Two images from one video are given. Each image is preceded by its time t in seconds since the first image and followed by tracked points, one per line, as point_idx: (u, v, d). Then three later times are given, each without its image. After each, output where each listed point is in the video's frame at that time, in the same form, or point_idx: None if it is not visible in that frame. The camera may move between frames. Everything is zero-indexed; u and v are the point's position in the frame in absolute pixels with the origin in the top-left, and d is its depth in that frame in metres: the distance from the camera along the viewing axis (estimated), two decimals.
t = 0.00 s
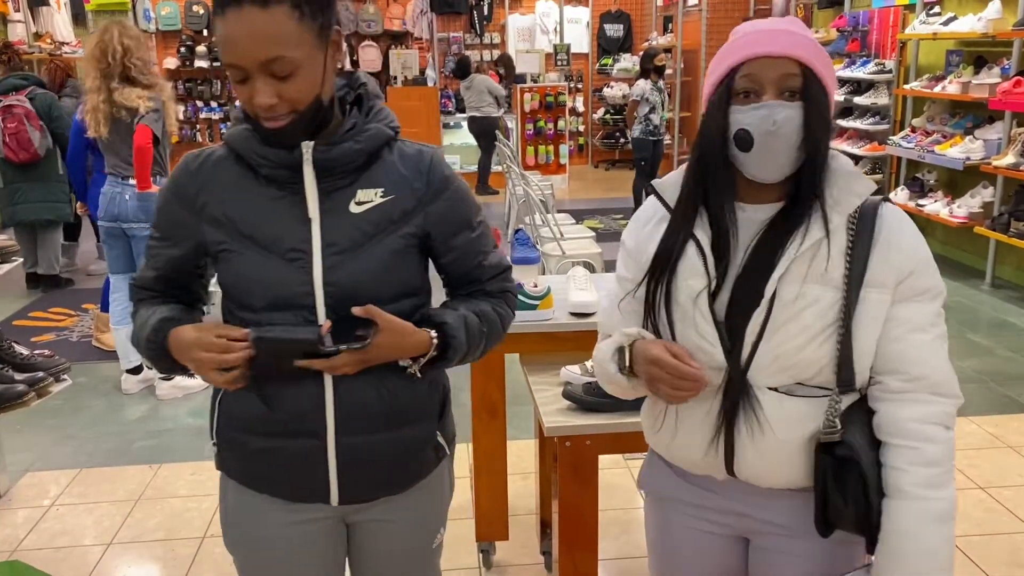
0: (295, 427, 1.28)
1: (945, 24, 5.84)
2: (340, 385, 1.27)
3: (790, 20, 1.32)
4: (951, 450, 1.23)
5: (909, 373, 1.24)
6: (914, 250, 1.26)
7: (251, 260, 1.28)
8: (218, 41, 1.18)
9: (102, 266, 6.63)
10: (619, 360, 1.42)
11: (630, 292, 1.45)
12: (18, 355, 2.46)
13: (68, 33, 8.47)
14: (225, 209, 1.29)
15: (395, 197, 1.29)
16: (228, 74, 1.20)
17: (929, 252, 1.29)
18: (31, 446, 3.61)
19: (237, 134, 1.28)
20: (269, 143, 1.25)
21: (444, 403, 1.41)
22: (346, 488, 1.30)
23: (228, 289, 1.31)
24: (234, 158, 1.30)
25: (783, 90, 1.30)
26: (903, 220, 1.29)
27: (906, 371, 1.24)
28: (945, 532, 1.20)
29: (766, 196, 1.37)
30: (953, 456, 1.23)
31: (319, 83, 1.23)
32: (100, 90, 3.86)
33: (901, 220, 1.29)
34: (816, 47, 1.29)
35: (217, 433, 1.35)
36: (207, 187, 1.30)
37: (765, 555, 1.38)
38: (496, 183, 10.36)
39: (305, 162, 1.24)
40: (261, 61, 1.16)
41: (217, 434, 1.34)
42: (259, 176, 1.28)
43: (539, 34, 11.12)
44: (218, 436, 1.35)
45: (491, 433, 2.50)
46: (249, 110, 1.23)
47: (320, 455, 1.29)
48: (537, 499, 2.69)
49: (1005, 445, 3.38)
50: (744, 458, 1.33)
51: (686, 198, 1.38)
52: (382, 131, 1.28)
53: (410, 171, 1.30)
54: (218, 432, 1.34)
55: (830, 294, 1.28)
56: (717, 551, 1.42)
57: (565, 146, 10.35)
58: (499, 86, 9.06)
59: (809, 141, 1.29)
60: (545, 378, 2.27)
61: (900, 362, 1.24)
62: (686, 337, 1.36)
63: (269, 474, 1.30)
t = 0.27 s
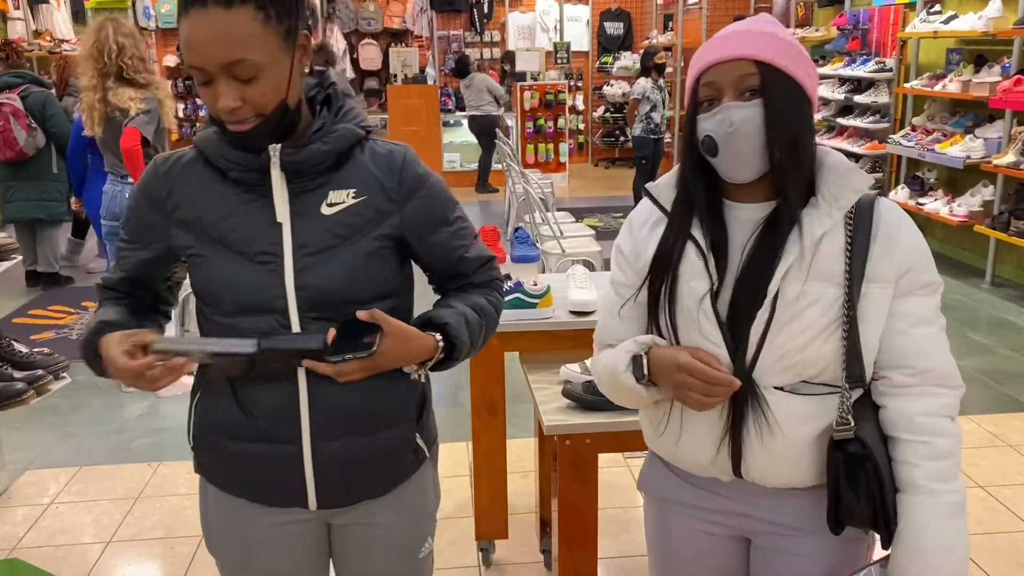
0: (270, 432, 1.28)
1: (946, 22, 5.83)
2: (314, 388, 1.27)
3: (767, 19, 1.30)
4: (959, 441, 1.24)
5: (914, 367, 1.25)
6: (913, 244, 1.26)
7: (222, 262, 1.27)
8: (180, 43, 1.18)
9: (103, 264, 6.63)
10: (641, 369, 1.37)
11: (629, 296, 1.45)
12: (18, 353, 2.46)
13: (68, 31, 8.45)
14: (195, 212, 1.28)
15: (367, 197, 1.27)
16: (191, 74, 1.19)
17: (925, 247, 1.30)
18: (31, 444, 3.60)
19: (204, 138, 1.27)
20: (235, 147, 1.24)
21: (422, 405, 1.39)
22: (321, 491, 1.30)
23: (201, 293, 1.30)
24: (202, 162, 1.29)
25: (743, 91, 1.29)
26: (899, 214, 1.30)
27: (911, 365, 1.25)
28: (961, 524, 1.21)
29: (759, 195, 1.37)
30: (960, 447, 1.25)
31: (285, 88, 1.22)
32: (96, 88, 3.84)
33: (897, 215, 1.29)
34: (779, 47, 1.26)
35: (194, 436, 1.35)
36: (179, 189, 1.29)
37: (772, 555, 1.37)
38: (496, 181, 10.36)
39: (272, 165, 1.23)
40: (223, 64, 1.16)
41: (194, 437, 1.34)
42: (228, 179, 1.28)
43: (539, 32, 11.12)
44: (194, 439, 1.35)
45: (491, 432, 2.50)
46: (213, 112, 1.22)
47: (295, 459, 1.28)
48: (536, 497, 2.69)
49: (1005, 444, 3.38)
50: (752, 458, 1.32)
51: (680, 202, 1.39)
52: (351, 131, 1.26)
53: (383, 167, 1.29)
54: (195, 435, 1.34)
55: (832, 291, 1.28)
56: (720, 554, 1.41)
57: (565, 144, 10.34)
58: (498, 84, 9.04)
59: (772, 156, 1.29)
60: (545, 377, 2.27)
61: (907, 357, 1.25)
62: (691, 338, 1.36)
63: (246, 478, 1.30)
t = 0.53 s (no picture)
0: (254, 431, 1.28)
1: (947, 20, 5.82)
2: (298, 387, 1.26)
3: (763, 19, 1.29)
4: (953, 438, 1.22)
5: (905, 364, 1.23)
6: (898, 239, 1.24)
7: (206, 258, 1.26)
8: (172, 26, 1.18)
9: (103, 261, 6.63)
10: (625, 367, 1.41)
11: (621, 295, 1.46)
12: (18, 350, 2.45)
13: (69, 27, 8.44)
14: (180, 211, 1.27)
15: (349, 190, 1.27)
16: (181, 55, 1.19)
17: (917, 240, 1.26)
18: (31, 441, 3.60)
19: (186, 137, 1.26)
20: (220, 141, 1.24)
21: (410, 404, 1.38)
22: (308, 490, 1.29)
23: (183, 293, 1.29)
24: (185, 160, 1.29)
25: (730, 98, 1.28)
26: (884, 207, 1.28)
27: (902, 363, 1.22)
28: (955, 521, 1.19)
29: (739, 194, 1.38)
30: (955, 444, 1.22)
31: (274, 80, 1.23)
32: (97, 86, 3.84)
33: (882, 209, 1.27)
34: (772, 58, 1.25)
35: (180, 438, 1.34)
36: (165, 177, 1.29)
37: (765, 553, 1.36)
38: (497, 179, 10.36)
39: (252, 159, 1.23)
40: (219, 43, 1.16)
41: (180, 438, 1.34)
42: (211, 177, 1.27)
43: (539, 29, 11.11)
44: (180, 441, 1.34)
45: (491, 430, 2.50)
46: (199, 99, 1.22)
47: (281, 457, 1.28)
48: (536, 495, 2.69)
49: (1004, 443, 3.38)
50: (738, 457, 1.32)
51: (664, 203, 1.40)
52: (333, 125, 1.26)
53: (367, 164, 1.29)
54: (180, 437, 1.34)
55: (814, 288, 1.27)
56: (721, 550, 1.41)
57: (566, 141, 10.33)
58: (499, 82, 9.02)
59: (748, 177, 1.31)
60: (545, 374, 2.27)
61: (892, 354, 1.23)
62: (677, 337, 1.38)
63: (230, 477, 1.30)
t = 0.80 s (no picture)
0: (254, 423, 1.27)
1: (950, 19, 5.81)
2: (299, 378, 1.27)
3: (791, 24, 1.26)
4: (940, 443, 1.21)
5: (894, 368, 1.21)
6: (893, 241, 1.22)
7: (201, 252, 1.25)
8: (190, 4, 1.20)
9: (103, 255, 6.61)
10: (612, 359, 1.45)
11: (620, 282, 1.47)
12: (18, 343, 2.45)
13: (70, 21, 8.43)
14: (177, 201, 1.27)
15: (347, 182, 1.27)
16: (196, 30, 1.20)
17: (913, 243, 1.24)
18: (32, 434, 3.60)
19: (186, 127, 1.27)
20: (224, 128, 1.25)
21: (414, 400, 1.39)
22: (310, 484, 1.29)
23: (180, 285, 1.28)
24: (185, 155, 1.29)
25: (741, 100, 1.27)
26: (883, 208, 1.26)
27: (891, 366, 1.21)
28: (935, 526, 1.20)
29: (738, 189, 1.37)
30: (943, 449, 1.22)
31: (285, 64, 1.25)
32: (97, 78, 3.83)
33: (878, 210, 1.25)
34: (792, 71, 1.24)
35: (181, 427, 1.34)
36: (155, 189, 1.27)
37: (758, 553, 1.36)
38: (498, 175, 10.34)
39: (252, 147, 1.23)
40: (239, 21, 1.18)
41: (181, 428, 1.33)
42: (209, 168, 1.27)
43: (542, 26, 11.11)
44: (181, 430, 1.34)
45: (492, 426, 2.50)
46: (209, 78, 1.23)
47: (283, 450, 1.28)
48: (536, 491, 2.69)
49: (1005, 442, 3.38)
50: (723, 454, 1.32)
51: (659, 196, 1.40)
52: (331, 118, 1.26)
53: (361, 159, 1.29)
54: (181, 425, 1.33)
55: (803, 288, 1.26)
56: (715, 547, 1.41)
57: (568, 138, 10.32)
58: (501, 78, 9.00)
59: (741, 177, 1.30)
60: (546, 371, 2.27)
61: (881, 357, 1.22)
62: (667, 333, 1.38)
63: (232, 469, 1.30)
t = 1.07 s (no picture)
0: (266, 410, 1.27)
1: (954, 17, 5.79)
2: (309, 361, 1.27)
3: (794, 21, 1.26)
4: (937, 451, 1.21)
5: (894, 374, 1.21)
6: (899, 248, 1.22)
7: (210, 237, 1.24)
8: None
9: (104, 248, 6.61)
10: (614, 364, 1.43)
11: (620, 283, 1.45)
12: (19, 335, 2.45)
13: (72, 13, 8.42)
14: (193, 190, 1.25)
15: (360, 175, 1.28)
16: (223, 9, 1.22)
17: (917, 251, 1.24)
18: (33, 426, 3.60)
19: (203, 115, 1.27)
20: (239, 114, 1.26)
21: (413, 386, 1.40)
22: (320, 470, 1.29)
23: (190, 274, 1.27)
24: (197, 145, 1.27)
25: (750, 99, 1.27)
26: (890, 216, 1.25)
27: (891, 372, 1.21)
28: (928, 534, 1.19)
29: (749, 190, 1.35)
30: (939, 457, 1.21)
31: (306, 50, 1.28)
32: (98, 72, 3.84)
33: (885, 216, 1.25)
34: (793, 63, 1.23)
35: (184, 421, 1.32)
36: (166, 170, 1.26)
37: (754, 550, 1.36)
38: (500, 171, 10.33)
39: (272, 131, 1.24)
40: (267, 5, 1.21)
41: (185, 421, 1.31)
42: (225, 157, 1.26)
43: (545, 21, 11.09)
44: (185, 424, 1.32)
45: (492, 421, 2.50)
46: (233, 59, 1.25)
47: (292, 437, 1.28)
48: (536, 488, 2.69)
49: (1005, 441, 3.38)
50: (723, 456, 1.32)
51: (666, 195, 1.39)
52: (344, 114, 1.29)
53: (371, 156, 1.30)
54: (183, 419, 1.31)
55: (808, 292, 1.25)
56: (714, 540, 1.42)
57: (570, 134, 10.31)
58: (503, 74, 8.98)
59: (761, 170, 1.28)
60: (547, 367, 2.27)
61: (884, 363, 1.22)
62: (670, 334, 1.37)
63: (241, 461, 1.28)
